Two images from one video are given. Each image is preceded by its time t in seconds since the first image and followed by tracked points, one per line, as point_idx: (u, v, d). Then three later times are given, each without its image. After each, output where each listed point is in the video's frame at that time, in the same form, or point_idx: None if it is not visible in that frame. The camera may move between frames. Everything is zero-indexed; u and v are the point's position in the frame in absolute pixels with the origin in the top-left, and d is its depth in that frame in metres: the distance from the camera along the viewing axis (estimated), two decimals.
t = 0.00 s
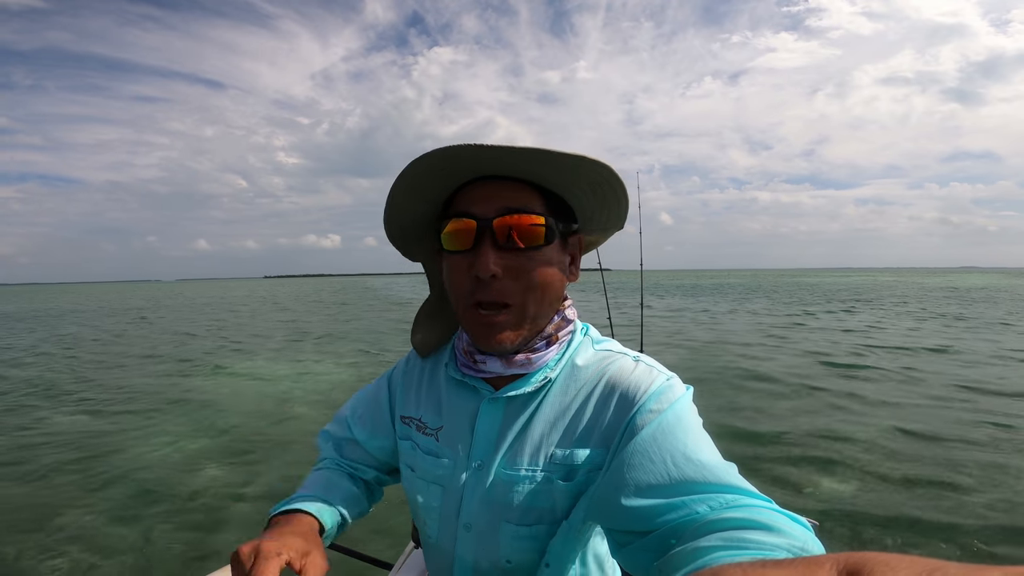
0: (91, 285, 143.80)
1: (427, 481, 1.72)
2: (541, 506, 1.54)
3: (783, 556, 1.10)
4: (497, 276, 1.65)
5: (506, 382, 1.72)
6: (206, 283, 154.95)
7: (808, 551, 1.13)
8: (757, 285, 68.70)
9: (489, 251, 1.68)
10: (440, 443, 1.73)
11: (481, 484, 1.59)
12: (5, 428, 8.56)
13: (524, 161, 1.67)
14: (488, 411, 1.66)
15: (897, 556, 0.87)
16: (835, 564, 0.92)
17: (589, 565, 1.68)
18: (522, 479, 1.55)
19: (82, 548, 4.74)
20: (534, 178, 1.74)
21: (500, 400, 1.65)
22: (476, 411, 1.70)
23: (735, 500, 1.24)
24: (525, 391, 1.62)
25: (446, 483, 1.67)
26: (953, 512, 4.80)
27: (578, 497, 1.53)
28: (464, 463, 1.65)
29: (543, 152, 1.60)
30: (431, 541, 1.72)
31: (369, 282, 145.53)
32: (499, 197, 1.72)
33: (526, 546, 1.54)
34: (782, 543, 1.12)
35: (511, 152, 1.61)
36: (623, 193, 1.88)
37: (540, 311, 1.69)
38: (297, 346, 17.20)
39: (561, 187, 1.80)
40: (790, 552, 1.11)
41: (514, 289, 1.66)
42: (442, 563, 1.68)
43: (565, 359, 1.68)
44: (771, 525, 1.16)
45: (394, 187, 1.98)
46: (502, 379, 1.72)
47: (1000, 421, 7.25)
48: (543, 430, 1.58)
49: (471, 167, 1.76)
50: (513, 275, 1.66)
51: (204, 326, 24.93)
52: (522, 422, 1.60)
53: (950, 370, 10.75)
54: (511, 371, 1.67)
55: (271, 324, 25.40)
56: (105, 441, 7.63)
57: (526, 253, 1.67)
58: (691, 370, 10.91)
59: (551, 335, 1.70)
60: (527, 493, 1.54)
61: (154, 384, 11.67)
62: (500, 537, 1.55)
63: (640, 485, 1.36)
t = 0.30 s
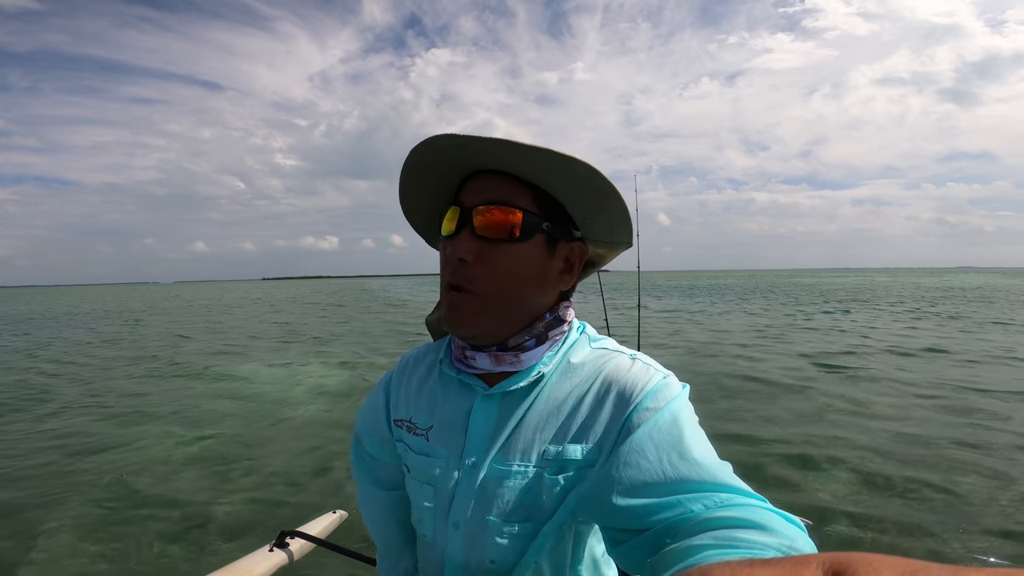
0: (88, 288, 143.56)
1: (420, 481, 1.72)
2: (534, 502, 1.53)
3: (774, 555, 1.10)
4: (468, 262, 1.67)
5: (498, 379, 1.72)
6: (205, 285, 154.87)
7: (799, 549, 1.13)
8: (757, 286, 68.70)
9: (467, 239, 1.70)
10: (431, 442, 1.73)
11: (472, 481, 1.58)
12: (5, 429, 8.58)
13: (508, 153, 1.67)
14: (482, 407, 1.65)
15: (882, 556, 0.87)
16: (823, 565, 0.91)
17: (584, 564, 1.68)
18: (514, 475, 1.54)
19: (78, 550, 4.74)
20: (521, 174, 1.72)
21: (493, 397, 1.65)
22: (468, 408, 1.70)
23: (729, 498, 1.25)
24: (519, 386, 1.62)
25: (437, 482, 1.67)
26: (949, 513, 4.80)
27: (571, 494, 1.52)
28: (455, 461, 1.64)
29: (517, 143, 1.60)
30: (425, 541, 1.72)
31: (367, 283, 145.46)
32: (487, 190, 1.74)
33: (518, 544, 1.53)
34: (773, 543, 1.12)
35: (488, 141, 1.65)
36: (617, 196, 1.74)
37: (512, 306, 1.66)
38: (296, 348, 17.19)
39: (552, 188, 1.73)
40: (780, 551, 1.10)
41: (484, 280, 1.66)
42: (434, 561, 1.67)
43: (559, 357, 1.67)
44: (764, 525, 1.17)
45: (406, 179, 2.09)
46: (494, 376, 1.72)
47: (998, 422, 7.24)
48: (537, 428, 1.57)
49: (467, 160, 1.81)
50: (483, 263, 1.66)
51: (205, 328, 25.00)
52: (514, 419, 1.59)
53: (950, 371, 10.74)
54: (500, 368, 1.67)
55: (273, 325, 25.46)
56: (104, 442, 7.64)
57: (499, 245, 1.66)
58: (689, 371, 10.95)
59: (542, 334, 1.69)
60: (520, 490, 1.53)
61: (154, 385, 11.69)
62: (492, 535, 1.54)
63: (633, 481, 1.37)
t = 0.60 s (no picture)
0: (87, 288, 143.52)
1: (435, 472, 1.75)
2: (544, 502, 1.51)
3: (790, 561, 1.12)
4: (472, 277, 1.71)
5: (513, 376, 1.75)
6: (203, 285, 154.65)
7: (816, 556, 1.15)
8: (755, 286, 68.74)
9: (469, 253, 1.73)
10: (446, 434, 1.75)
11: (482, 476, 1.59)
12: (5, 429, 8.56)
13: (486, 164, 1.66)
14: (495, 402, 1.66)
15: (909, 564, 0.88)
16: (842, 569, 0.92)
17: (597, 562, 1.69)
18: (525, 474, 1.53)
19: (80, 550, 4.73)
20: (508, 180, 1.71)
21: (505, 392, 1.66)
22: (481, 402, 1.71)
23: (746, 504, 1.26)
24: (531, 385, 1.62)
25: (450, 473, 1.69)
26: (952, 514, 4.80)
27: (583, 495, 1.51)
28: (468, 455, 1.66)
29: (497, 155, 1.60)
30: (439, 533, 1.74)
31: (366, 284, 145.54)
32: (480, 200, 1.75)
33: (526, 543, 1.51)
34: (789, 549, 1.14)
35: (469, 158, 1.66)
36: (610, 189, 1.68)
37: (518, 313, 1.68)
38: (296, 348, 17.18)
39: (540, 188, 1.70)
40: (797, 557, 1.13)
41: (489, 291, 1.68)
42: (446, 554, 1.69)
43: (570, 360, 1.65)
44: (780, 531, 1.17)
45: (407, 199, 2.13)
46: (509, 373, 1.75)
47: (999, 422, 7.25)
48: (550, 426, 1.56)
49: (459, 174, 1.83)
50: (487, 276, 1.68)
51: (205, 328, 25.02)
52: (526, 416, 1.59)
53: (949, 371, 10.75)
54: (513, 367, 1.69)
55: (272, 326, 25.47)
56: (105, 441, 7.62)
57: (498, 256, 1.67)
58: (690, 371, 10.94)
59: (555, 334, 1.70)
60: (530, 489, 1.52)
61: (154, 385, 11.68)
62: (500, 531, 1.54)
63: (647, 486, 1.36)
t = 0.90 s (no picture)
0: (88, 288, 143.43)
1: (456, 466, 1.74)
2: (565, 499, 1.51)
3: (805, 568, 1.12)
4: (500, 273, 1.70)
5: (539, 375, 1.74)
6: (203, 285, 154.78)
7: (833, 563, 1.14)
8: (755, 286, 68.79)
9: (496, 250, 1.74)
10: (471, 429, 1.74)
11: (505, 471, 1.59)
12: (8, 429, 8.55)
13: (514, 161, 1.67)
14: (520, 398, 1.66)
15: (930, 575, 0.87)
16: None
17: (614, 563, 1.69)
18: (547, 469, 1.53)
19: (85, 549, 4.72)
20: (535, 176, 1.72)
21: (531, 389, 1.66)
22: (507, 398, 1.71)
23: (764, 508, 1.25)
24: (556, 381, 1.62)
25: (473, 469, 1.68)
26: (955, 515, 4.80)
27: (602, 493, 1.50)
28: (492, 450, 1.66)
29: (525, 152, 1.60)
30: (455, 528, 1.73)
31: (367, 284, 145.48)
32: (506, 196, 1.75)
33: (539, 540, 1.50)
34: (804, 555, 1.13)
35: (496, 155, 1.66)
36: (636, 184, 1.70)
37: (548, 310, 1.69)
38: (297, 347, 17.18)
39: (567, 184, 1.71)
40: (813, 564, 1.12)
41: (518, 286, 1.69)
42: (464, 550, 1.67)
43: (597, 355, 1.65)
44: (797, 536, 1.17)
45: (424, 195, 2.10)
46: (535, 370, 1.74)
47: (1000, 423, 7.27)
48: (574, 423, 1.56)
49: (484, 170, 1.82)
50: (516, 271, 1.69)
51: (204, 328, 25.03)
52: (551, 412, 1.59)
53: (949, 372, 10.78)
54: (540, 365, 1.68)
55: (272, 326, 25.49)
56: (108, 441, 7.62)
57: (528, 254, 1.68)
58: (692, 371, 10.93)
59: (582, 331, 1.69)
60: (552, 485, 1.52)
61: (156, 385, 11.67)
62: (516, 527, 1.53)
63: (666, 486, 1.36)
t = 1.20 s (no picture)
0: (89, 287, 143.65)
1: (465, 473, 1.71)
2: (583, 499, 1.51)
3: (816, 562, 1.11)
4: (562, 259, 1.66)
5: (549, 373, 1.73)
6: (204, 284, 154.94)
7: (843, 557, 1.14)
8: (754, 286, 68.88)
9: (554, 235, 1.68)
10: (478, 435, 1.71)
11: (521, 475, 1.58)
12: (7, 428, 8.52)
13: (591, 148, 1.71)
14: (531, 400, 1.65)
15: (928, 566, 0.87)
16: (867, 570, 0.92)
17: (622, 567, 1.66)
18: (563, 471, 1.53)
19: (87, 549, 4.71)
20: (594, 167, 1.79)
21: (542, 391, 1.65)
22: (517, 401, 1.69)
23: (771, 502, 1.24)
24: (568, 380, 1.63)
25: (485, 475, 1.66)
26: (955, 514, 4.81)
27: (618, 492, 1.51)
28: (503, 454, 1.64)
29: (616, 137, 1.67)
30: (467, 535, 1.71)
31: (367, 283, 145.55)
32: (563, 183, 1.74)
33: (566, 541, 1.51)
34: (814, 549, 1.13)
35: (584, 136, 1.66)
36: (672, 190, 1.95)
37: (598, 296, 1.71)
38: (297, 347, 17.19)
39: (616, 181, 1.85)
40: (822, 559, 1.11)
41: (579, 274, 1.68)
42: (478, 557, 1.66)
43: (610, 348, 1.68)
44: (806, 530, 1.17)
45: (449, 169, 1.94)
46: (545, 369, 1.72)
47: (998, 422, 7.29)
48: (587, 422, 1.57)
49: (538, 153, 1.77)
50: (578, 259, 1.67)
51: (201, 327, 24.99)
52: (563, 413, 1.59)
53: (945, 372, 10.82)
54: (556, 359, 1.66)
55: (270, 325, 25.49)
56: (107, 440, 7.60)
57: (592, 240, 1.69)
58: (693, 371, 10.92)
59: (598, 323, 1.70)
60: (569, 485, 1.52)
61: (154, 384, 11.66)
62: (541, 529, 1.53)
63: (678, 482, 1.36)
